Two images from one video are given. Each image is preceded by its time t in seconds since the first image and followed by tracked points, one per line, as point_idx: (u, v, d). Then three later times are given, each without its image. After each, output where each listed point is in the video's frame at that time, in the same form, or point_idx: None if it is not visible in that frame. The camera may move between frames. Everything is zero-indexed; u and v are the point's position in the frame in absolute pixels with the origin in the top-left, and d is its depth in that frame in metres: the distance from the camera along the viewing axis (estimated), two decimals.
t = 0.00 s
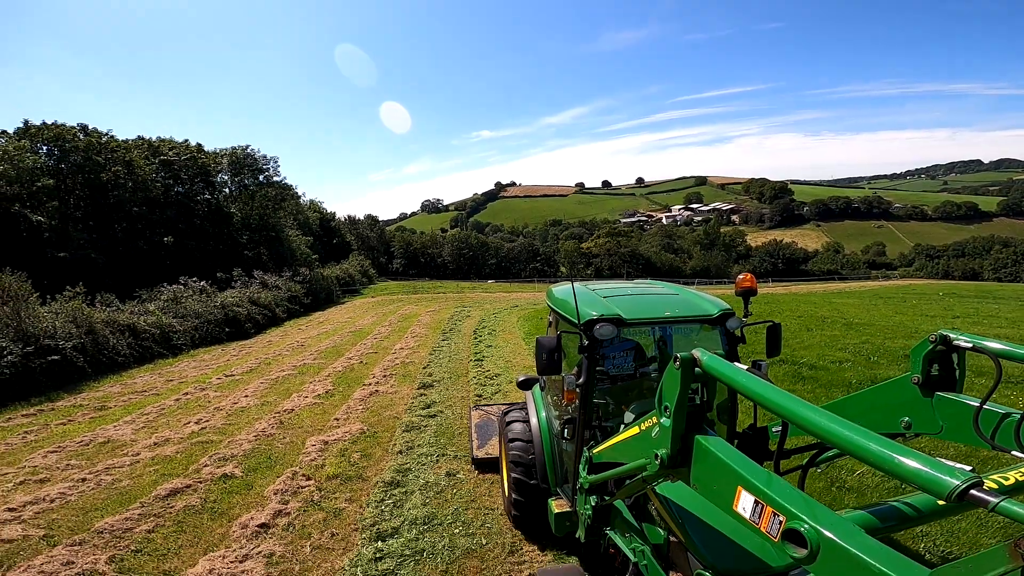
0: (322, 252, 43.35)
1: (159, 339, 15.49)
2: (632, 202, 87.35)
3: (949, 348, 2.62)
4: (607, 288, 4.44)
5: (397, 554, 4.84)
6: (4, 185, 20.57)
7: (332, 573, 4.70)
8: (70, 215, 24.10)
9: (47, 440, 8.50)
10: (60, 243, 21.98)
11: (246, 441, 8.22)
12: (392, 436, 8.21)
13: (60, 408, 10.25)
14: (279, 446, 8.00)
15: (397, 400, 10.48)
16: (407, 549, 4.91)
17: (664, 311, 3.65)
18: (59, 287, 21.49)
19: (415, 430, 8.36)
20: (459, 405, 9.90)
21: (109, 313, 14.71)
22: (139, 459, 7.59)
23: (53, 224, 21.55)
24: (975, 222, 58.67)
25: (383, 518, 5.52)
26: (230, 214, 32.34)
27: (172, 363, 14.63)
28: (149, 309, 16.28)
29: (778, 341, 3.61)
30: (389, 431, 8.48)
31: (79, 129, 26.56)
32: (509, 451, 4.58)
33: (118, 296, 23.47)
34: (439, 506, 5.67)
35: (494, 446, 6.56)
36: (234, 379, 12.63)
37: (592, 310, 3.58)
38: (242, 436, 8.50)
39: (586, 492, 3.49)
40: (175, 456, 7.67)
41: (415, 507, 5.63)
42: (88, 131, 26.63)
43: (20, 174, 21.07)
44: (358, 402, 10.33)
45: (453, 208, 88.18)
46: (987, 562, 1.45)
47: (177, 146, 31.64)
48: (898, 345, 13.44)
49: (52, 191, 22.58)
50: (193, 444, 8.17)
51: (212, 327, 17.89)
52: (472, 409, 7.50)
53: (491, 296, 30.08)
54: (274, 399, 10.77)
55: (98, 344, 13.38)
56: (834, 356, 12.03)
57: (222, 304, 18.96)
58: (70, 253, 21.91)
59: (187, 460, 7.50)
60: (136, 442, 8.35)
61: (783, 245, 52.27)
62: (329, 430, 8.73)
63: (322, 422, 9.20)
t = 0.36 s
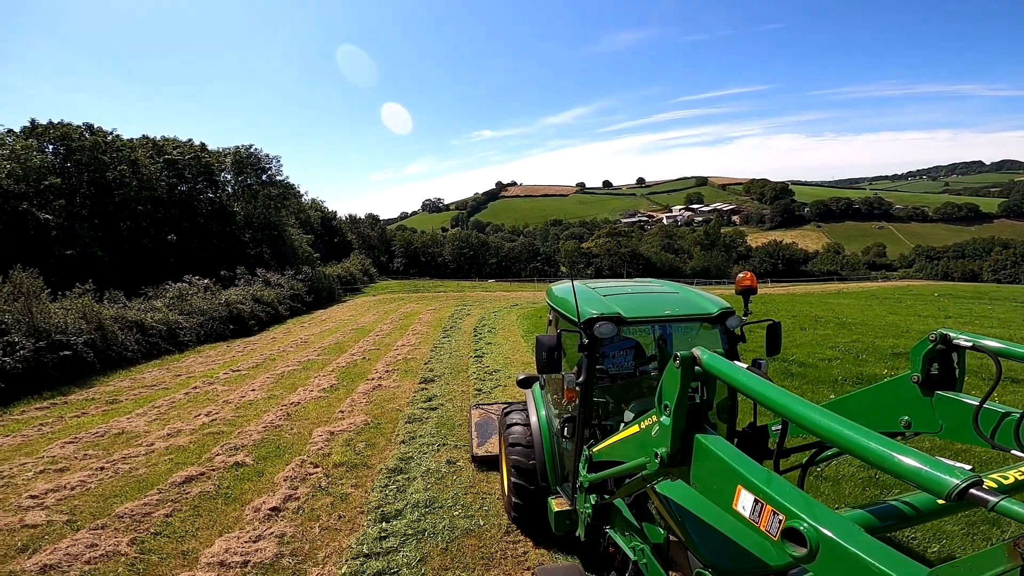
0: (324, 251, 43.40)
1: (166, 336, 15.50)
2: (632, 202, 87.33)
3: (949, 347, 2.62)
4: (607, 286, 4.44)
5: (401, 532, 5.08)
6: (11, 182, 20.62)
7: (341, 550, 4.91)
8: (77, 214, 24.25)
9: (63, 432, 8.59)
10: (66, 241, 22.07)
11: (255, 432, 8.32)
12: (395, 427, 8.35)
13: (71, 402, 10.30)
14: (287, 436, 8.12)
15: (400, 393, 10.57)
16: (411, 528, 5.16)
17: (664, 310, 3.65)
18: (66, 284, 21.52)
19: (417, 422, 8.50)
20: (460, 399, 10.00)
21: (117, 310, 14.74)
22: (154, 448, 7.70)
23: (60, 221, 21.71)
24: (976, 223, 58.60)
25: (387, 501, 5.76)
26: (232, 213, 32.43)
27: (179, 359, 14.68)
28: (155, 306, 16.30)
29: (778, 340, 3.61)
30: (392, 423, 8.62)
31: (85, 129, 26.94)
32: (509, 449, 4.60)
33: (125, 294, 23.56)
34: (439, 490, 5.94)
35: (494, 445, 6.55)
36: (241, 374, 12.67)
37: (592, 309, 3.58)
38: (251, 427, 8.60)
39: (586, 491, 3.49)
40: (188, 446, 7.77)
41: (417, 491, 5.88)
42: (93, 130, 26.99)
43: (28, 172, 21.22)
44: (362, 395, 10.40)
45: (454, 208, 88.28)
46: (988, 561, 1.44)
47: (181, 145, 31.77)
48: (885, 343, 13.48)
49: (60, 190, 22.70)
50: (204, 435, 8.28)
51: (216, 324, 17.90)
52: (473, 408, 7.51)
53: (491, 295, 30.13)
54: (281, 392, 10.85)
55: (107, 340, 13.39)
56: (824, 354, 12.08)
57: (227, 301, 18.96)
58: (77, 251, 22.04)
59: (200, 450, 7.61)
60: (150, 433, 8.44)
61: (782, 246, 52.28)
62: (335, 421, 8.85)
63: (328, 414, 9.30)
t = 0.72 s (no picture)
0: (325, 252, 43.49)
1: (173, 335, 15.53)
2: (633, 203, 87.37)
3: (949, 347, 2.62)
4: (607, 287, 4.45)
5: (404, 516, 5.32)
6: (20, 183, 20.68)
7: (348, 533, 5.14)
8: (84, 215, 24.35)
9: (79, 426, 8.70)
10: (74, 241, 22.18)
11: (265, 426, 8.45)
12: (399, 421, 8.52)
13: (83, 398, 10.37)
14: (295, 430, 8.26)
15: (402, 389, 10.65)
16: (413, 510, 5.44)
17: (664, 310, 3.66)
18: (74, 285, 21.53)
19: (419, 416, 8.65)
20: (462, 395, 10.08)
21: (126, 309, 14.77)
22: (168, 441, 7.84)
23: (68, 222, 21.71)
24: (976, 225, 58.53)
25: (390, 488, 5.98)
26: (237, 214, 32.39)
27: (187, 357, 14.76)
28: (162, 305, 16.31)
29: (778, 341, 3.61)
30: (395, 417, 8.74)
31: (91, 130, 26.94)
32: (509, 450, 4.58)
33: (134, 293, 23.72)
34: (441, 477, 6.17)
35: (494, 446, 6.51)
36: (248, 372, 12.70)
37: (592, 309, 3.59)
38: (260, 421, 8.72)
39: (586, 492, 3.50)
40: (200, 439, 7.91)
41: (419, 479, 6.09)
42: (99, 131, 27.08)
43: (36, 174, 21.29)
44: (366, 391, 10.47)
45: (455, 209, 88.38)
46: (988, 562, 1.44)
47: (185, 147, 31.90)
48: (877, 343, 13.52)
49: (68, 191, 22.76)
50: (215, 429, 8.41)
51: (222, 323, 17.90)
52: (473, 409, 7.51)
53: (492, 296, 30.20)
54: (288, 388, 10.94)
55: (117, 339, 13.42)
56: (814, 353, 12.14)
57: (231, 301, 18.97)
58: (85, 251, 22.22)
59: (212, 442, 7.75)
60: (163, 427, 8.55)
61: (783, 248, 52.29)
62: (341, 415, 8.98)
63: (333, 409, 9.40)
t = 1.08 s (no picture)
0: (326, 252, 43.50)
1: (179, 334, 15.55)
2: (634, 202, 87.31)
3: (948, 347, 2.62)
4: (607, 287, 4.45)
5: (407, 501, 5.59)
6: (26, 186, 20.78)
7: (355, 517, 5.37)
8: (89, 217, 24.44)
9: (94, 422, 8.79)
10: (80, 243, 22.15)
11: (273, 420, 8.57)
12: (401, 415, 8.67)
13: (93, 396, 10.43)
14: (301, 424, 8.38)
15: (405, 386, 10.73)
16: (416, 495, 5.72)
17: (664, 310, 3.66)
18: (80, 287, 21.53)
19: (421, 411, 8.77)
20: (463, 390, 10.16)
21: (133, 309, 14.78)
22: (181, 435, 7.94)
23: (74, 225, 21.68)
24: (976, 224, 58.53)
25: (393, 476, 6.24)
26: (238, 215, 32.08)
27: (194, 356, 14.82)
28: (168, 306, 16.31)
29: (778, 341, 3.61)
30: (398, 412, 8.88)
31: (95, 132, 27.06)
32: (509, 449, 4.59)
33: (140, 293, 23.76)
34: (443, 465, 6.44)
35: (494, 445, 6.47)
36: (255, 369, 12.75)
37: (592, 309, 3.59)
38: (268, 416, 8.82)
39: (586, 491, 3.50)
40: (212, 433, 8.03)
41: (421, 468, 6.36)
42: (102, 134, 27.09)
43: (41, 176, 21.33)
44: (369, 388, 10.55)
45: (456, 209, 88.31)
46: (988, 562, 1.44)
47: (187, 148, 31.90)
48: (872, 339, 13.59)
49: (73, 193, 22.78)
50: (225, 423, 8.52)
51: (226, 324, 17.91)
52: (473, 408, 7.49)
53: (492, 296, 30.24)
54: (294, 385, 11.02)
55: (126, 338, 13.45)
56: (806, 350, 12.19)
57: (235, 301, 18.97)
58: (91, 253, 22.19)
59: (224, 436, 7.87)
60: (175, 422, 8.66)
61: (783, 247, 52.27)
62: (346, 410, 9.10)
63: (338, 405, 9.50)
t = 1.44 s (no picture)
0: (328, 253, 43.57)
1: (186, 333, 15.60)
2: (634, 202, 87.32)
3: (948, 347, 2.62)
4: (607, 286, 4.45)
5: (410, 488, 5.85)
6: (32, 187, 20.79)
7: (360, 503, 5.64)
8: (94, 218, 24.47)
9: (107, 417, 8.96)
10: (85, 244, 22.16)
11: (280, 415, 8.74)
12: (403, 410, 8.84)
13: (105, 392, 10.57)
14: (308, 419, 8.56)
15: (407, 382, 10.84)
16: (420, 482, 5.98)
17: (664, 309, 3.66)
18: (87, 287, 21.58)
19: (423, 406, 8.92)
20: (463, 386, 10.27)
21: (141, 308, 14.85)
22: (193, 430, 8.14)
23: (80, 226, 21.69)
24: (976, 224, 58.48)
25: (397, 465, 6.49)
26: (241, 216, 32.03)
27: (202, 353, 14.94)
28: (175, 305, 16.35)
29: (778, 340, 3.61)
30: (400, 407, 9.05)
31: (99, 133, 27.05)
32: (509, 448, 4.59)
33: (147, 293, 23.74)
34: (443, 456, 6.70)
35: (493, 444, 6.45)
36: (261, 366, 12.86)
37: (592, 308, 3.58)
38: (275, 411, 8.98)
39: (586, 491, 3.50)
40: (222, 427, 8.23)
41: (423, 457, 6.61)
42: (106, 136, 27.14)
43: (47, 178, 21.36)
44: (372, 384, 10.66)
45: (457, 209, 88.36)
46: (987, 561, 1.44)
47: (190, 150, 31.99)
48: (870, 338, 13.64)
49: (78, 195, 22.85)
50: (234, 418, 8.70)
51: (230, 323, 17.95)
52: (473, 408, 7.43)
53: (493, 295, 30.30)
54: (299, 381, 11.15)
55: (134, 337, 13.50)
56: (795, 347, 12.28)
57: (239, 301, 19.00)
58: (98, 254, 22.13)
59: (233, 430, 8.08)
60: (187, 417, 8.83)
61: (782, 247, 52.28)
62: (350, 405, 9.24)
63: (342, 400, 9.63)
